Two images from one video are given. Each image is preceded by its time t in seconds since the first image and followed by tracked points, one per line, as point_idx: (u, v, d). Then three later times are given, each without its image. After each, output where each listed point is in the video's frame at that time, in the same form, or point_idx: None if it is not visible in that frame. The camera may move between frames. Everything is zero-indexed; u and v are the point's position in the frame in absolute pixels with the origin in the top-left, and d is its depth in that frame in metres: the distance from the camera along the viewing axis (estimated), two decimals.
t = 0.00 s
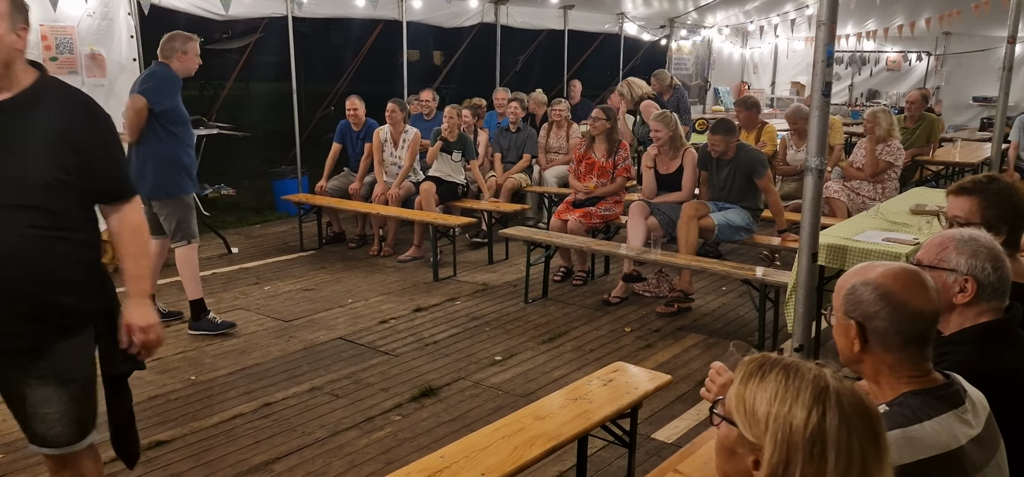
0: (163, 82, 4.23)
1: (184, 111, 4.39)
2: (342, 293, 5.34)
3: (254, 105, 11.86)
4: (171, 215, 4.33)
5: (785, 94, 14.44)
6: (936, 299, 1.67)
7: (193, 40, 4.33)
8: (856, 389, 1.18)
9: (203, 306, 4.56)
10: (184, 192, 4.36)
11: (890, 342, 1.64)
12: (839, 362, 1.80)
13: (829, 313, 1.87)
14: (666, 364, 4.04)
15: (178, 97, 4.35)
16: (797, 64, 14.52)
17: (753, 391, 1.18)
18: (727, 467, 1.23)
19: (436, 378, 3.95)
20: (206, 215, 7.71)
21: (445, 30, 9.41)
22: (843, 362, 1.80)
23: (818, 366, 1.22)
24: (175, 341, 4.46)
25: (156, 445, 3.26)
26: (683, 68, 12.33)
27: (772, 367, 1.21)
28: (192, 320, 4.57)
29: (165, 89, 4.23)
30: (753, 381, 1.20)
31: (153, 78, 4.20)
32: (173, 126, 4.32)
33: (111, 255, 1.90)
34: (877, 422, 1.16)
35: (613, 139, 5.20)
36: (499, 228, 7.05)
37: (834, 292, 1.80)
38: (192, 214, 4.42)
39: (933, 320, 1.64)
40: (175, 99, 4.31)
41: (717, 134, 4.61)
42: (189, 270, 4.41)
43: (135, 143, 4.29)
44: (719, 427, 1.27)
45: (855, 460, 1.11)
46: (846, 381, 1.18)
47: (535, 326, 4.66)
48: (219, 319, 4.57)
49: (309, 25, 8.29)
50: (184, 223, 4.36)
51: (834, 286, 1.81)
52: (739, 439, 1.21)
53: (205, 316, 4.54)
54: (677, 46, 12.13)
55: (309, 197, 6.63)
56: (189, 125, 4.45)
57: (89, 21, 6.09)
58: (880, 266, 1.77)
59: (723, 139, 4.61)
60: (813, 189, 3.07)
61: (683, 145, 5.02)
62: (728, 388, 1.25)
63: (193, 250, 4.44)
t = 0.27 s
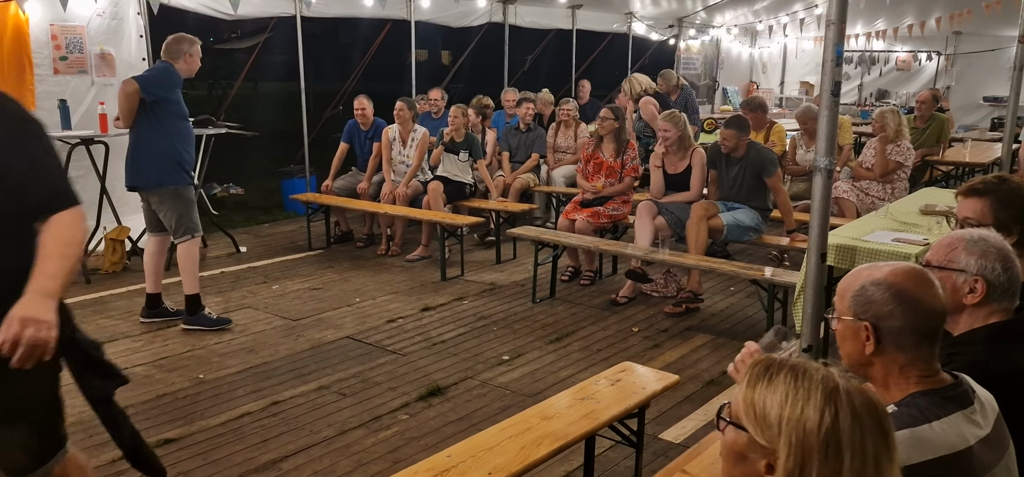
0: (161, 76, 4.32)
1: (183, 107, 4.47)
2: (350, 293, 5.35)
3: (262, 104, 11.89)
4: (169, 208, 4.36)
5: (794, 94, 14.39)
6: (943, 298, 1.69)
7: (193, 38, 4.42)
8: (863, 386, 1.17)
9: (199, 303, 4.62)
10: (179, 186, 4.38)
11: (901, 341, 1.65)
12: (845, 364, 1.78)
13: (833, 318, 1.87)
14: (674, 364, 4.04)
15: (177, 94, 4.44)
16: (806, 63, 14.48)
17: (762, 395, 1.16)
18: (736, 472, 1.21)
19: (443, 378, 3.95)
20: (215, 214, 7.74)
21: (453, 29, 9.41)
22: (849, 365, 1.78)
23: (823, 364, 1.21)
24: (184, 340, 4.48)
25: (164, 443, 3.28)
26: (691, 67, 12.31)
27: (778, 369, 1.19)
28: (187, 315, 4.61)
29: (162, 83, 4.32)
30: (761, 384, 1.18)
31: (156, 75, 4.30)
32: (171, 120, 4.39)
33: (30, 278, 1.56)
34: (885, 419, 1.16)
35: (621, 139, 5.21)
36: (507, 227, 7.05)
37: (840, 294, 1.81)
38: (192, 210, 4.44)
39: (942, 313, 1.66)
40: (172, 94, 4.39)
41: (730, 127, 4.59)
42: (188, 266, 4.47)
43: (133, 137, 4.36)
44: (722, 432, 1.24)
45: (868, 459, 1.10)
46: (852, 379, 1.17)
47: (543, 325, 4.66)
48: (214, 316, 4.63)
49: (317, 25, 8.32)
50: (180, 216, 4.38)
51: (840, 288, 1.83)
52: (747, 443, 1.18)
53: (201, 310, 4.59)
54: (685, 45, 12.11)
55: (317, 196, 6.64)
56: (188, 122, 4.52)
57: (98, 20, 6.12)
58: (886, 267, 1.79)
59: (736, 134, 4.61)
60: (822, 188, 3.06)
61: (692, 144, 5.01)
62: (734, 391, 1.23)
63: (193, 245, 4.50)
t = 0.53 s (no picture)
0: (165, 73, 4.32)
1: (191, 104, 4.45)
2: (358, 292, 5.34)
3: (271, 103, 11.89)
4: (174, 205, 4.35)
5: (804, 92, 14.33)
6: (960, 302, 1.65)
7: (198, 34, 4.39)
8: (874, 384, 1.16)
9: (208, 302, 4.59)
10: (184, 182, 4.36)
11: (917, 344, 1.61)
12: (851, 361, 1.76)
13: (844, 310, 1.82)
14: (683, 365, 4.01)
15: (185, 90, 4.43)
16: (816, 62, 14.39)
17: (774, 397, 1.14)
18: None
19: (452, 377, 3.94)
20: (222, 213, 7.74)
21: (462, 27, 9.40)
22: (856, 362, 1.75)
23: (831, 363, 1.19)
24: (192, 338, 4.48)
25: (171, 442, 3.27)
26: (701, 66, 12.27)
27: (788, 370, 1.17)
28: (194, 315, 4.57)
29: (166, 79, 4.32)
30: (773, 386, 1.15)
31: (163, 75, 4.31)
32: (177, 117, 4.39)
33: None
34: (897, 416, 1.14)
35: (630, 138, 5.19)
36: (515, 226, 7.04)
37: (855, 290, 1.74)
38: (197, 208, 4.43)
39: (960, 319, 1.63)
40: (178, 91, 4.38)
41: (744, 122, 4.59)
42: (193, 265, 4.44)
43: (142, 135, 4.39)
44: (732, 437, 1.21)
45: (885, 458, 1.08)
46: (863, 378, 1.15)
47: (551, 325, 4.65)
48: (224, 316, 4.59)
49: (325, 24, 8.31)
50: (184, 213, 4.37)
51: (855, 283, 1.77)
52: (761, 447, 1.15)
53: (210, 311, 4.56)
54: (695, 44, 12.07)
55: (325, 195, 6.64)
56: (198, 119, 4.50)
57: (107, 19, 6.12)
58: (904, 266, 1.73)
59: (749, 128, 4.60)
60: (833, 187, 3.03)
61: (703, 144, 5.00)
62: (744, 394, 1.20)
63: (201, 244, 4.47)
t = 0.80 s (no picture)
0: (178, 76, 4.31)
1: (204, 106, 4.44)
2: (362, 291, 5.34)
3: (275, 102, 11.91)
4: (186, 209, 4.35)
5: (808, 92, 14.33)
6: (975, 311, 1.60)
7: (209, 35, 4.37)
8: (876, 383, 1.15)
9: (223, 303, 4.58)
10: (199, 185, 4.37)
11: (927, 349, 1.57)
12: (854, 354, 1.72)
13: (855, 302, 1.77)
14: (686, 365, 4.01)
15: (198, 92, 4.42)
16: (820, 62, 14.37)
17: (777, 397, 1.13)
18: None
19: (455, 377, 3.94)
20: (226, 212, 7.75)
21: (466, 27, 9.41)
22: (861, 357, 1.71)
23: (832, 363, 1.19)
24: (195, 337, 4.49)
25: (174, 441, 3.27)
26: (705, 66, 12.27)
27: (790, 370, 1.16)
28: (211, 317, 4.58)
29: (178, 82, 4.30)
30: (776, 387, 1.15)
31: (177, 77, 4.31)
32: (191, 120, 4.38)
33: None
34: (900, 414, 1.14)
35: (633, 138, 5.18)
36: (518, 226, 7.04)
37: (872, 285, 1.67)
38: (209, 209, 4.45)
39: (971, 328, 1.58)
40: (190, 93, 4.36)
41: (749, 118, 4.58)
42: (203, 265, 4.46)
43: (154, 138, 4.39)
44: (734, 439, 1.20)
45: (889, 456, 1.08)
46: (865, 376, 1.15)
47: (554, 325, 4.64)
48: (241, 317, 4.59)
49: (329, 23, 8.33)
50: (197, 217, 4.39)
51: (873, 278, 1.70)
52: (766, 449, 1.14)
53: (224, 311, 4.56)
54: (699, 43, 12.06)
55: (328, 194, 6.64)
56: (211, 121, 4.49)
57: (111, 18, 6.13)
58: (926, 267, 1.66)
59: (754, 125, 4.59)
60: (837, 187, 3.02)
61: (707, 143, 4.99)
62: (746, 395, 1.20)
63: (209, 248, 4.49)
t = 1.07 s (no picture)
0: (198, 79, 4.28)
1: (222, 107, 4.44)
2: (365, 290, 5.35)
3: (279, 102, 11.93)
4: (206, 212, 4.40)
5: (811, 92, 14.31)
6: (988, 320, 1.57)
7: (225, 35, 4.33)
8: (877, 381, 1.15)
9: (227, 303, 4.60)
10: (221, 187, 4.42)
11: (936, 352, 1.55)
12: (859, 347, 1.69)
13: (867, 296, 1.73)
14: (689, 364, 4.01)
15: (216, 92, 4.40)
16: (824, 62, 14.36)
17: (777, 393, 1.14)
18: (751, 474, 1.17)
19: (457, 376, 3.94)
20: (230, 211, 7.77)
21: (469, 26, 9.42)
22: (865, 352, 1.68)
23: (833, 361, 1.19)
24: (199, 336, 4.50)
25: (178, 439, 3.29)
26: (707, 66, 12.28)
27: (790, 366, 1.17)
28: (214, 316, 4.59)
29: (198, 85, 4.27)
30: (775, 383, 1.16)
31: (195, 77, 4.28)
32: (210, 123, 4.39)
33: None
34: (901, 412, 1.14)
35: (637, 137, 5.18)
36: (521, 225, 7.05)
37: (887, 281, 1.64)
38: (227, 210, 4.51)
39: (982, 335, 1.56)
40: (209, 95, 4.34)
41: (747, 116, 4.57)
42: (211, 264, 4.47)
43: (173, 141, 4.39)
44: (735, 434, 1.21)
45: (886, 451, 1.08)
46: (867, 374, 1.15)
47: (557, 324, 4.65)
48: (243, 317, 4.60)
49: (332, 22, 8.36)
50: (218, 219, 4.45)
51: (889, 273, 1.66)
52: (763, 444, 1.15)
53: (228, 311, 4.57)
54: (701, 43, 12.06)
55: (332, 194, 6.65)
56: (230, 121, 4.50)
57: (116, 18, 6.15)
58: (944, 270, 1.62)
59: (754, 122, 4.58)
60: (840, 187, 3.02)
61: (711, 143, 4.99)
62: (748, 392, 1.20)
63: (216, 249, 4.50)
